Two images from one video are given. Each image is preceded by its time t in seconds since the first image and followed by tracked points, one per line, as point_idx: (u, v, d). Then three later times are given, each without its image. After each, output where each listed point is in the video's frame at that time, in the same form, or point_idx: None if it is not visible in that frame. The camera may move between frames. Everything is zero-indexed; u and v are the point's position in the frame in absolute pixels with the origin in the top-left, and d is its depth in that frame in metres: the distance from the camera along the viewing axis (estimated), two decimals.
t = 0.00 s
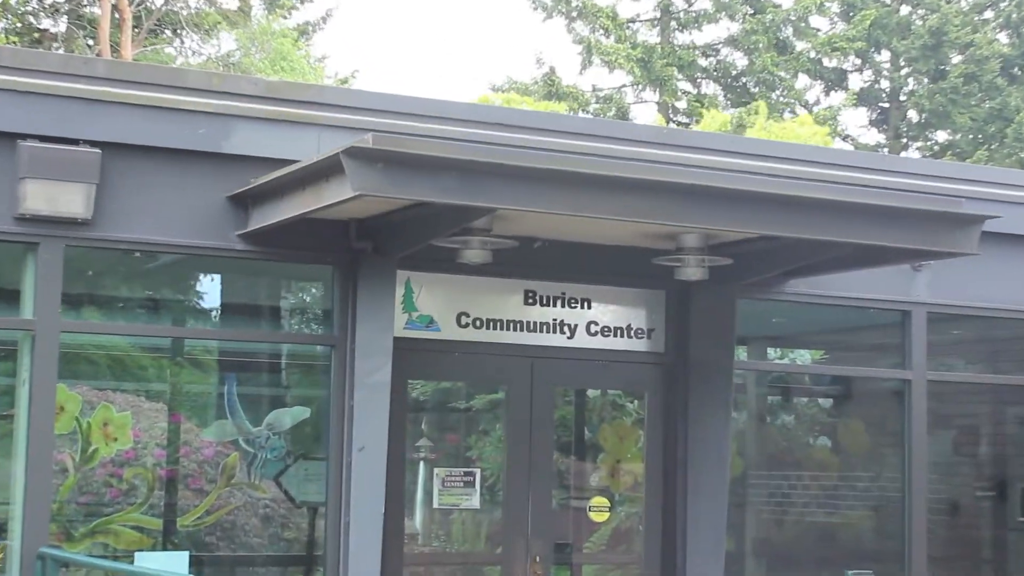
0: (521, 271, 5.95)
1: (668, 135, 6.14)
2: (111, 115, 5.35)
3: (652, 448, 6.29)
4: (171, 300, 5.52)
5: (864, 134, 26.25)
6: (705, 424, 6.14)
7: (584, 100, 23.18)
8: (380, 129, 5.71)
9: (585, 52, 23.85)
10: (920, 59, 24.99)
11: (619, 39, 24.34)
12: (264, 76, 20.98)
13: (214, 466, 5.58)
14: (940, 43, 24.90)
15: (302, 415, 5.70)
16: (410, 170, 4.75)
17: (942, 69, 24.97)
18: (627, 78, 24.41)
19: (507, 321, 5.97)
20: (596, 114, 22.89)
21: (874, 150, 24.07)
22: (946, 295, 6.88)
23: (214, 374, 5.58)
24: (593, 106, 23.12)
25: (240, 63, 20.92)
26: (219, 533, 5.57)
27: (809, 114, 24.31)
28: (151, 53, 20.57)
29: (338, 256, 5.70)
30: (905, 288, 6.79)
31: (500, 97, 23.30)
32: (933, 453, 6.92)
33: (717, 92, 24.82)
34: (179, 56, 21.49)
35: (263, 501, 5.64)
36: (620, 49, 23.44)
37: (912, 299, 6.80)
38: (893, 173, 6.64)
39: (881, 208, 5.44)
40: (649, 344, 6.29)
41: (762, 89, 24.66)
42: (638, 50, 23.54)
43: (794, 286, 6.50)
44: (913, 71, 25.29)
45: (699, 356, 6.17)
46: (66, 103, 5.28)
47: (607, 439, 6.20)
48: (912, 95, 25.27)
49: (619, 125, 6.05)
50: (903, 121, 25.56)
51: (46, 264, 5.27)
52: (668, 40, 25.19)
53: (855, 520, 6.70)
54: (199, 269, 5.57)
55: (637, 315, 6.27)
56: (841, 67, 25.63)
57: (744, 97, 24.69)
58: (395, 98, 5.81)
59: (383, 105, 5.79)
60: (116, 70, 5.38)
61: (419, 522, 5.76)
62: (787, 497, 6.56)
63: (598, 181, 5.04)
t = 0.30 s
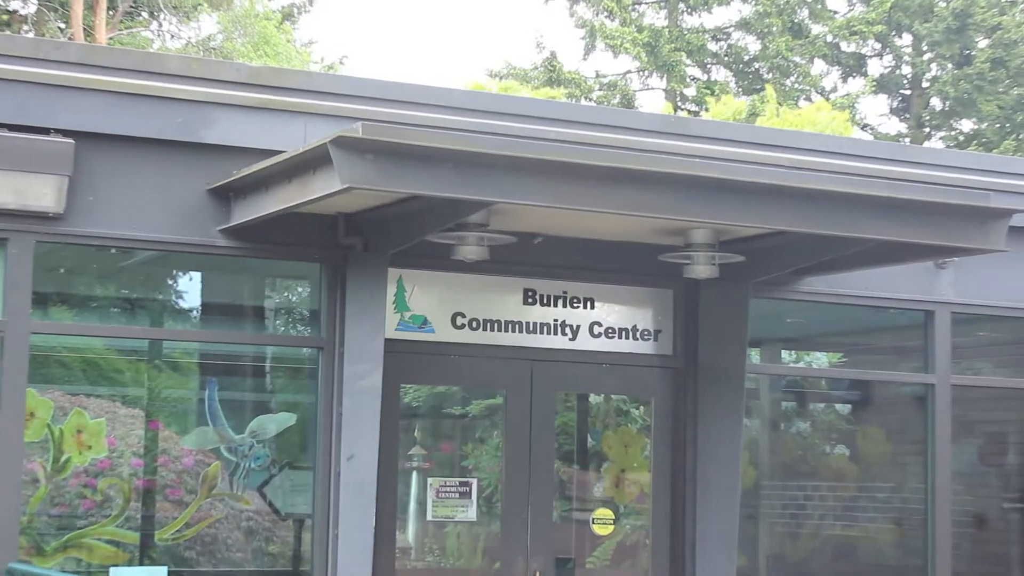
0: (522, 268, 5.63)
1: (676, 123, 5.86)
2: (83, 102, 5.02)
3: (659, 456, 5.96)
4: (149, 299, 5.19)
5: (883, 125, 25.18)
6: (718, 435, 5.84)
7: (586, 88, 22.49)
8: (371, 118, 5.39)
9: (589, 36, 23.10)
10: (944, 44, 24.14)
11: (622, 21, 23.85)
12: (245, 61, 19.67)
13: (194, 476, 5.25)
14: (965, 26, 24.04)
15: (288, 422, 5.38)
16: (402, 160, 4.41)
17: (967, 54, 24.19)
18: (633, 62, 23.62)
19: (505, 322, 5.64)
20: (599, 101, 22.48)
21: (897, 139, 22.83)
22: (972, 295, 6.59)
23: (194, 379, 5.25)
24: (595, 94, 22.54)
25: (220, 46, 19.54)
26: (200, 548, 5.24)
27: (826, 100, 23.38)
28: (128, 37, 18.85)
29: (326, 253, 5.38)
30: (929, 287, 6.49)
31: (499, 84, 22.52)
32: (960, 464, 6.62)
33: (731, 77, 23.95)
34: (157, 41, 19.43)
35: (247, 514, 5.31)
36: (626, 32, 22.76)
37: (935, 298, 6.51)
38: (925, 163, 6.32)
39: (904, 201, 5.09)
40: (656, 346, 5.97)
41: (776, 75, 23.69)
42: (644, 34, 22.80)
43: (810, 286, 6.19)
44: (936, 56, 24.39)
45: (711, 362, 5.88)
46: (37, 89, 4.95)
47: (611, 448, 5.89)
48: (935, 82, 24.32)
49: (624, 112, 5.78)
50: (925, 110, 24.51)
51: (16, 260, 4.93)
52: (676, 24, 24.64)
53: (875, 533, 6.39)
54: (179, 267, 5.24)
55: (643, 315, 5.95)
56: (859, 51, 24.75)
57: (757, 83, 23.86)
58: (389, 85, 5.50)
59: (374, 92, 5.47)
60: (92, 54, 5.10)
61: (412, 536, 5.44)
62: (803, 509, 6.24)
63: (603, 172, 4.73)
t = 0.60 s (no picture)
0: (526, 266, 5.33)
1: (685, 112, 5.61)
2: (55, 89, 4.71)
3: (669, 466, 5.65)
4: (128, 299, 4.88)
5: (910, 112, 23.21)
6: (733, 443, 5.55)
7: (593, 74, 21.03)
8: (366, 106, 5.09)
9: (596, 21, 21.88)
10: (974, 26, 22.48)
11: (632, 5, 22.91)
12: (229, 48, 18.17)
13: (175, 487, 4.94)
14: (994, 9, 22.30)
15: (275, 429, 5.07)
16: (397, 150, 4.10)
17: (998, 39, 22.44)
18: (643, 46, 22.37)
19: (506, 323, 5.34)
20: (607, 89, 21.34)
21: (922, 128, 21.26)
22: (1001, 295, 6.35)
23: (175, 384, 4.94)
24: (602, 81, 21.43)
25: (204, 32, 18.20)
26: (181, 563, 4.94)
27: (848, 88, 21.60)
28: (105, 20, 18.43)
29: (317, 250, 5.07)
30: (957, 287, 6.23)
31: (499, 71, 21.27)
32: (989, 475, 6.36)
33: (745, 66, 22.55)
34: (137, 25, 18.97)
35: (232, 528, 5.01)
36: (635, 15, 21.32)
37: (964, 298, 6.25)
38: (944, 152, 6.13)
39: (929, 194, 4.77)
40: (666, 349, 5.66)
41: (794, 62, 22.19)
42: (654, 18, 21.41)
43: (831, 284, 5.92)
44: (964, 41, 22.79)
45: (726, 367, 5.57)
46: (8, 76, 4.64)
47: (618, 457, 5.60)
48: (964, 67, 22.79)
49: (631, 101, 5.52)
50: (953, 99, 22.85)
51: None
52: (688, 7, 22.89)
53: (900, 548, 6.10)
54: (160, 265, 4.93)
55: (653, 316, 5.64)
56: (882, 36, 23.11)
57: (774, 69, 22.53)
58: (386, 72, 5.21)
59: (368, 79, 5.18)
60: (64, 39, 4.77)
61: (408, 551, 5.15)
62: (823, 522, 5.95)
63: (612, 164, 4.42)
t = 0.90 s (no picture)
0: (527, 263, 5.02)
1: (697, 99, 5.33)
2: (19, 73, 4.39)
3: (678, 476, 5.32)
4: (100, 297, 4.56)
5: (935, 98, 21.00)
6: (746, 452, 5.22)
7: (596, 58, 19.45)
8: (358, 92, 4.78)
9: None
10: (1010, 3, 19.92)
11: None
12: (208, 29, 16.31)
13: (149, 499, 4.61)
14: None
15: (258, 437, 4.74)
16: (389, 138, 3.77)
17: None
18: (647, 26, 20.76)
19: (504, 324, 5.02)
20: (611, 72, 19.60)
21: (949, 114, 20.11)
22: None
23: (150, 388, 4.62)
24: (607, 64, 19.63)
25: (180, 11, 16.34)
26: None
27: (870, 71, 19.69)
28: None
29: (303, 246, 4.74)
30: (987, 285, 5.92)
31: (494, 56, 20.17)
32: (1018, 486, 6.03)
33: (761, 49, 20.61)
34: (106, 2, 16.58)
35: (210, 543, 4.68)
36: None
37: (995, 297, 5.94)
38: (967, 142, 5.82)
39: (960, 185, 4.43)
40: (676, 352, 5.33)
41: (812, 44, 20.12)
42: None
43: (853, 282, 5.61)
44: (995, 21, 20.36)
45: (739, 371, 5.25)
46: None
47: (624, 466, 5.28)
48: (996, 50, 20.15)
49: (638, 86, 5.24)
50: (983, 82, 20.29)
51: None
52: None
53: (925, 565, 5.77)
54: (134, 261, 4.60)
55: (662, 317, 5.31)
56: (907, 16, 21.11)
57: (790, 52, 20.46)
58: (381, 56, 4.91)
59: (358, 63, 4.87)
60: (33, 19, 4.46)
61: (400, 567, 4.83)
62: (843, 536, 5.63)
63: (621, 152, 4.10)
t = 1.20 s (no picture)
0: (526, 260, 4.76)
1: (704, 85, 5.07)
2: None
3: (684, 487, 5.04)
4: (70, 297, 4.29)
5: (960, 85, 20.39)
6: (757, 461, 4.94)
7: (598, 41, 19.11)
8: (348, 79, 4.52)
9: None
10: None
11: None
12: (187, 8, 15.86)
13: (124, 510, 4.34)
14: None
15: (239, 444, 4.47)
16: (377, 126, 3.50)
17: None
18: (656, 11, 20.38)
19: (500, 324, 4.75)
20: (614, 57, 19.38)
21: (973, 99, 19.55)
22: None
23: (124, 393, 4.35)
24: (609, 48, 19.35)
25: None
26: None
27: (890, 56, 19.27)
28: None
29: (286, 242, 4.47)
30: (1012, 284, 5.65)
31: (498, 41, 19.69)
32: None
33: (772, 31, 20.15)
34: None
35: (189, 557, 4.41)
36: None
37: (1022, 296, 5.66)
38: (991, 131, 5.61)
39: (987, 177, 4.15)
40: (683, 354, 5.06)
41: (828, 27, 19.59)
42: None
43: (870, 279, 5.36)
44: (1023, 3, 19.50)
45: (748, 375, 4.98)
46: None
47: (628, 476, 5.02)
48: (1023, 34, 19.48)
49: (642, 72, 4.97)
50: (1009, 68, 19.59)
51: None
52: None
53: None
54: (107, 258, 4.34)
55: (668, 317, 5.04)
56: None
57: (805, 35, 19.82)
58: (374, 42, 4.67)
59: (348, 49, 4.61)
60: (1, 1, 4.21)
61: None
62: (860, 550, 5.36)
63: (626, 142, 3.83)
